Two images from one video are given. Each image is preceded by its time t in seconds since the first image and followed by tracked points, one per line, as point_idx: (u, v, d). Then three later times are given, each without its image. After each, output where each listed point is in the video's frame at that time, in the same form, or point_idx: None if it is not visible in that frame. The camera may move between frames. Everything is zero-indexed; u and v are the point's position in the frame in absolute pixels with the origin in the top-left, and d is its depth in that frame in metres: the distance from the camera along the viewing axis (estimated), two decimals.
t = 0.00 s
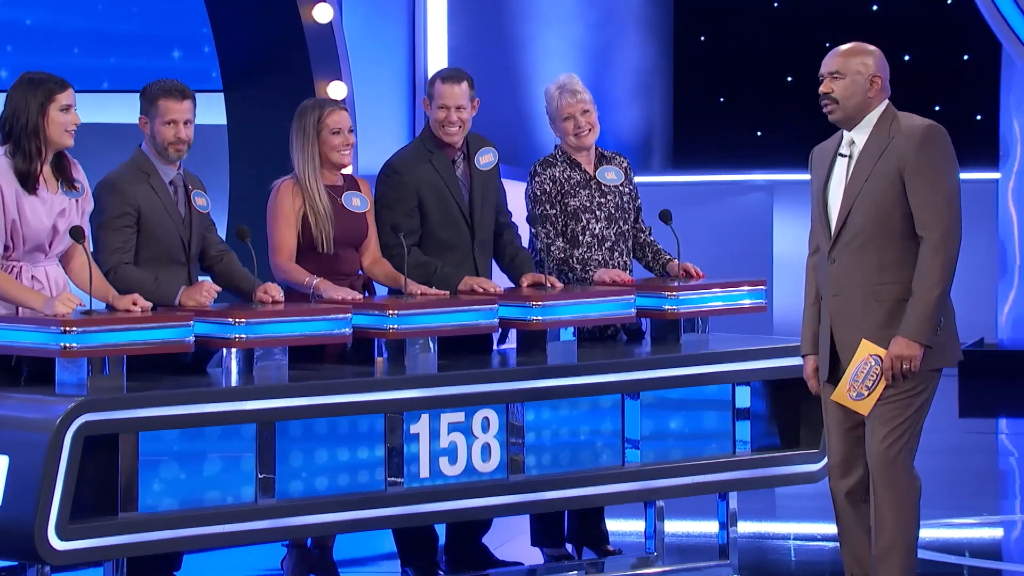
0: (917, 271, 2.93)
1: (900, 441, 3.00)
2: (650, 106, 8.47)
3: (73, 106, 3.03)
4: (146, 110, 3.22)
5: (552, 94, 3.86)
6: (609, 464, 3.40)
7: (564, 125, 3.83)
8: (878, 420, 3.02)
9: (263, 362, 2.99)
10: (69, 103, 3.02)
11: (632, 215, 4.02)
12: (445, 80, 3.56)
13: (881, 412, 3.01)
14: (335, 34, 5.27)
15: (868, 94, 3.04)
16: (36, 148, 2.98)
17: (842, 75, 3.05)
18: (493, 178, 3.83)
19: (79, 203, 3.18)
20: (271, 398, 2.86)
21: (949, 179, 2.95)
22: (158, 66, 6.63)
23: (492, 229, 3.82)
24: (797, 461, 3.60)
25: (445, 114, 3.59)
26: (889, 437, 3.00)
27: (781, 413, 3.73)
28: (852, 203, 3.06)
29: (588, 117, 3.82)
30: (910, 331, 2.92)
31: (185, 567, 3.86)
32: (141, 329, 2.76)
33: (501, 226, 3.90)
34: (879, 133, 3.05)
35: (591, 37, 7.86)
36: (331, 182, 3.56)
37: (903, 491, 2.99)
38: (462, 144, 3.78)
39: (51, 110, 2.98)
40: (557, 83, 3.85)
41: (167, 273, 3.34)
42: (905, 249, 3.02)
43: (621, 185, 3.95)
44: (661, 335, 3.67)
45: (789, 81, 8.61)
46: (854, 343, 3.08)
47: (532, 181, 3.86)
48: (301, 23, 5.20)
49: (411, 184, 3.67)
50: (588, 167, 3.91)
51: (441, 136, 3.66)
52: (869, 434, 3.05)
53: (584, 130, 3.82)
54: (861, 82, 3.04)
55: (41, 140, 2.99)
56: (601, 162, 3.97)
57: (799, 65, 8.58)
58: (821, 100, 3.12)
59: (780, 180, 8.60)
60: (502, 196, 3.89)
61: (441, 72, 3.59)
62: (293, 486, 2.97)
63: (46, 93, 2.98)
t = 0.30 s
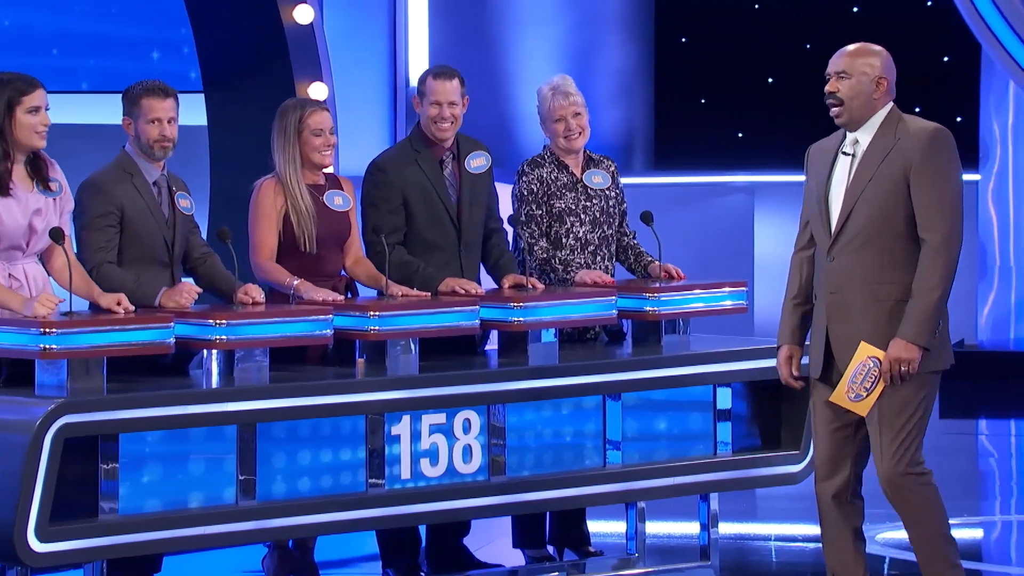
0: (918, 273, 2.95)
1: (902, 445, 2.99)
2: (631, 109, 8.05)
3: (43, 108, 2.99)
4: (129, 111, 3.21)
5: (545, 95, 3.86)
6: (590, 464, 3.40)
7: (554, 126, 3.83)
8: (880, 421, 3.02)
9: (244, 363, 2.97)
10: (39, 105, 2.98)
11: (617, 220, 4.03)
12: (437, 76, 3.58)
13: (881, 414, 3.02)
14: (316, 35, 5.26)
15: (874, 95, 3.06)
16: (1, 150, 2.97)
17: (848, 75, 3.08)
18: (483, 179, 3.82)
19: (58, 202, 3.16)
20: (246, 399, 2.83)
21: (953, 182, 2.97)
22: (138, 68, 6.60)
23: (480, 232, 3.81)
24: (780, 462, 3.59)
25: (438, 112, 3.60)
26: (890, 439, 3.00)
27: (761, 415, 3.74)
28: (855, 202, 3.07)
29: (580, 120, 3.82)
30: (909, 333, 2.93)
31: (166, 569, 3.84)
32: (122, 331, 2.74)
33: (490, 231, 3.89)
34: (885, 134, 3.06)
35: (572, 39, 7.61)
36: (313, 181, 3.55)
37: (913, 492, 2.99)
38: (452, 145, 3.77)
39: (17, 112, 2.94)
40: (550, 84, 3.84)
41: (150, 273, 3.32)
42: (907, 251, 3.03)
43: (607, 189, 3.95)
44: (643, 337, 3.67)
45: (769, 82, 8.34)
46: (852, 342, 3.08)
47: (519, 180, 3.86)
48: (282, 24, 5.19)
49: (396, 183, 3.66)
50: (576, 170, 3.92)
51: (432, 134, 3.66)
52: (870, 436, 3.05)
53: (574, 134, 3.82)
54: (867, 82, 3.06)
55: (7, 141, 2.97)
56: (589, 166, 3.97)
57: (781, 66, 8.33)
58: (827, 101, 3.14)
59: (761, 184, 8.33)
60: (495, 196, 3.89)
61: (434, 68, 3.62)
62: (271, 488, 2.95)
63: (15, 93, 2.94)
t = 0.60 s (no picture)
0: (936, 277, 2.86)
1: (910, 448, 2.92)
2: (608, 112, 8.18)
3: (9, 105, 2.95)
4: (108, 111, 3.15)
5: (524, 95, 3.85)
6: (566, 465, 3.39)
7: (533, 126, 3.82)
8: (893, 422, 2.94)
9: (219, 364, 2.95)
10: (5, 102, 2.94)
11: (594, 220, 4.02)
12: (437, 70, 3.61)
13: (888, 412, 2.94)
14: (291, 35, 5.24)
15: (900, 97, 2.96)
16: None
17: (883, 77, 2.93)
18: (465, 180, 3.81)
19: (33, 198, 3.16)
20: (216, 400, 2.80)
21: (971, 187, 2.90)
22: (112, 68, 6.56)
23: (457, 233, 3.80)
24: (754, 462, 3.58)
25: (438, 107, 3.60)
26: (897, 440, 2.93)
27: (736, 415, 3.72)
28: (872, 203, 2.96)
29: (557, 121, 3.81)
30: (920, 336, 2.84)
31: (139, 571, 3.81)
32: (95, 331, 2.71)
33: (471, 232, 3.89)
34: (903, 137, 2.96)
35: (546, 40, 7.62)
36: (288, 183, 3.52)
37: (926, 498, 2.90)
38: (434, 145, 3.77)
39: None
40: (528, 84, 3.84)
41: (126, 273, 3.29)
42: (922, 255, 2.94)
43: (585, 189, 3.94)
44: (618, 337, 3.67)
45: (745, 83, 8.57)
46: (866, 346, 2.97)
47: (497, 180, 3.85)
48: (257, 23, 5.15)
49: (374, 182, 3.65)
50: (553, 170, 3.92)
51: (424, 129, 3.64)
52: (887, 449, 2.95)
53: (549, 136, 3.82)
54: (896, 83, 2.94)
55: None
56: (566, 166, 3.97)
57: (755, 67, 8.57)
58: (855, 103, 2.96)
59: (734, 181, 8.20)
60: (477, 198, 3.89)
61: (432, 64, 3.64)
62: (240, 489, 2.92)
63: None
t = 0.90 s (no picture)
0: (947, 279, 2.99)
1: (913, 448, 3.04)
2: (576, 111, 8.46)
3: None
4: (85, 111, 3.13)
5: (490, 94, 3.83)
6: (535, 466, 3.39)
7: (498, 126, 3.81)
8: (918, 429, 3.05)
9: (188, 364, 2.93)
10: None
11: (563, 220, 4.02)
12: (423, 74, 3.60)
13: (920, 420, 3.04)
14: (259, 35, 5.23)
15: (904, 98, 3.06)
16: None
17: (891, 79, 3.01)
18: (439, 182, 3.78)
19: None
20: (189, 400, 2.79)
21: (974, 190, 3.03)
22: (79, 68, 6.70)
23: (430, 235, 3.77)
24: (719, 462, 3.57)
25: (422, 110, 3.60)
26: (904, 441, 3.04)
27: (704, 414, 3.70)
28: (879, 207, 3.06)
29: (525, 121, 3.80)
30: (950, 344, 2.97)
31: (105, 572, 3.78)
32: (63, 331, 2.68)
33: (444, 234, 3.88)
34: (906, 139, 3.07)
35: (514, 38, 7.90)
36: (256, 183, 3.50)
37: (930, 496, 3.05)
38: (410, 147, 3.74)
39: None
40: (496, 84, 3.83)
41: (95, 273, 3.27)
42: (928, 256, 3.07)
43: (552, 190, 3.94)
44: (587, 337, 3.67)
45: (713, 82, 8.51)
46: (877, 348, 3.07)
47: (465, 180, 3.87)
48: (225, 24, 5.14)
49: (346, 182, 3.64)
50: (521, 170, 3.91)
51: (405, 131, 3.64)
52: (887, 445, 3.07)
53: (513, 136, 3.81)
54: (902, 85, 3.04)
55: None
56: (533, 167, 3.96)
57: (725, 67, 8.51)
58: (863, 104, 3.04)
59: (706, 181, 8.38)
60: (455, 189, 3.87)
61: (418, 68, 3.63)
62: (207, 490, 2.90)
63: None
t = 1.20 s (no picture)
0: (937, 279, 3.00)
1: (898, 445, 3.06)
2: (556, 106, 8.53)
3: None
4: (64, 110, 3.10)
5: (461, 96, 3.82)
6: (514, 466, 3.38)
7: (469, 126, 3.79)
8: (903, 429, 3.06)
9: (167, 364, 2.92)
10: None
11: (539, 219, 4.02)
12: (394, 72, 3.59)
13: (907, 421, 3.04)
14: (238, 35, 5.22)
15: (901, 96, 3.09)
16: None
17: (887, 78, 3.03)
18: (410, 185, 3.80)
19: None
20: (171, 400, 2.78)
21: (968, 191, 3.04)
22: (64, 71, 6.71)
23: (405, 234, 3.78)
24: (698, 462, 3.58)
25: (397, 106, 3.61)
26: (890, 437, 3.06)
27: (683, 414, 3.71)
28: (872, 206, 3.08)
29: (498, 121, 3.80)
30: (939, 346, 2.98)
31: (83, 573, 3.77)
32: (43, 332, 2.67)
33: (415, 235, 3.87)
34: (901, 139, 3.09)
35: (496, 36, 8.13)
36: (234, 182, 3.49)
37: (914, 495, 3.06)
38: (382, 147, 3.74)
39: None
40: (467, 85, 3.80)
41: (74, 272, 3.25)
42: (920, 257, 3.08)
43: (528, 189, 3.94)
44: (568, 337, 3.66)
45: (692, 83, 9.75)
46: (868, 347, 3.09)
47: (439, 184, 3.85)
48: (204, 23, 5.13)
49: (325, 180, 3.61)
50: (495, 171, 3.91)
51: (379, 128, 3.64)
52: (875, 440, 3.09)
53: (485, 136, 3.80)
54: (898, 84, 3.06)
55: None
56: (507, 167, 3.96)
57: (702, 69, 9.73)
58: (861, 104, 3.06)
59: (686, 181, 8.68)
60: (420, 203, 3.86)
61: (389, 66, 3.63)
62: (188, 491, 2.89)
63: None
